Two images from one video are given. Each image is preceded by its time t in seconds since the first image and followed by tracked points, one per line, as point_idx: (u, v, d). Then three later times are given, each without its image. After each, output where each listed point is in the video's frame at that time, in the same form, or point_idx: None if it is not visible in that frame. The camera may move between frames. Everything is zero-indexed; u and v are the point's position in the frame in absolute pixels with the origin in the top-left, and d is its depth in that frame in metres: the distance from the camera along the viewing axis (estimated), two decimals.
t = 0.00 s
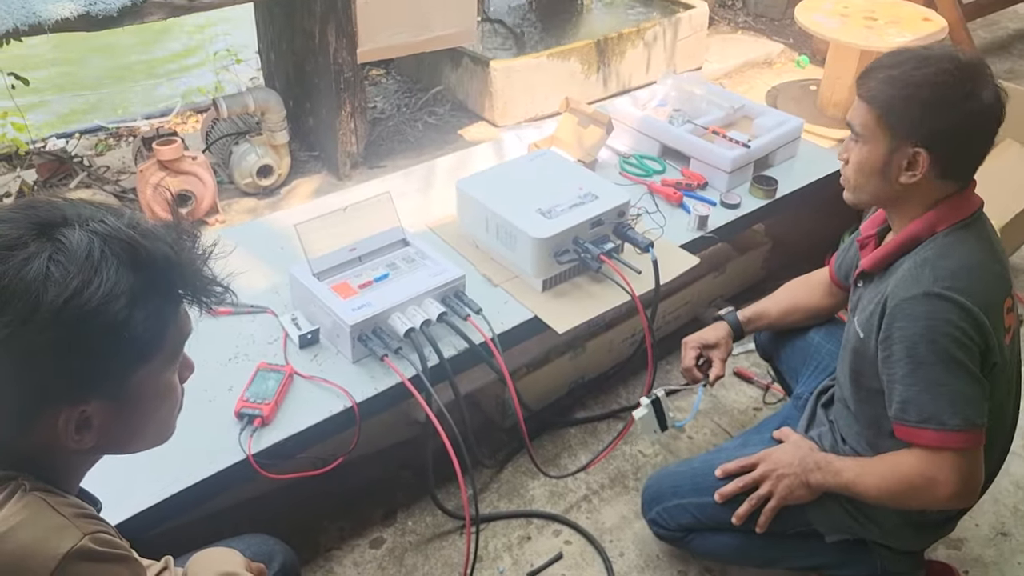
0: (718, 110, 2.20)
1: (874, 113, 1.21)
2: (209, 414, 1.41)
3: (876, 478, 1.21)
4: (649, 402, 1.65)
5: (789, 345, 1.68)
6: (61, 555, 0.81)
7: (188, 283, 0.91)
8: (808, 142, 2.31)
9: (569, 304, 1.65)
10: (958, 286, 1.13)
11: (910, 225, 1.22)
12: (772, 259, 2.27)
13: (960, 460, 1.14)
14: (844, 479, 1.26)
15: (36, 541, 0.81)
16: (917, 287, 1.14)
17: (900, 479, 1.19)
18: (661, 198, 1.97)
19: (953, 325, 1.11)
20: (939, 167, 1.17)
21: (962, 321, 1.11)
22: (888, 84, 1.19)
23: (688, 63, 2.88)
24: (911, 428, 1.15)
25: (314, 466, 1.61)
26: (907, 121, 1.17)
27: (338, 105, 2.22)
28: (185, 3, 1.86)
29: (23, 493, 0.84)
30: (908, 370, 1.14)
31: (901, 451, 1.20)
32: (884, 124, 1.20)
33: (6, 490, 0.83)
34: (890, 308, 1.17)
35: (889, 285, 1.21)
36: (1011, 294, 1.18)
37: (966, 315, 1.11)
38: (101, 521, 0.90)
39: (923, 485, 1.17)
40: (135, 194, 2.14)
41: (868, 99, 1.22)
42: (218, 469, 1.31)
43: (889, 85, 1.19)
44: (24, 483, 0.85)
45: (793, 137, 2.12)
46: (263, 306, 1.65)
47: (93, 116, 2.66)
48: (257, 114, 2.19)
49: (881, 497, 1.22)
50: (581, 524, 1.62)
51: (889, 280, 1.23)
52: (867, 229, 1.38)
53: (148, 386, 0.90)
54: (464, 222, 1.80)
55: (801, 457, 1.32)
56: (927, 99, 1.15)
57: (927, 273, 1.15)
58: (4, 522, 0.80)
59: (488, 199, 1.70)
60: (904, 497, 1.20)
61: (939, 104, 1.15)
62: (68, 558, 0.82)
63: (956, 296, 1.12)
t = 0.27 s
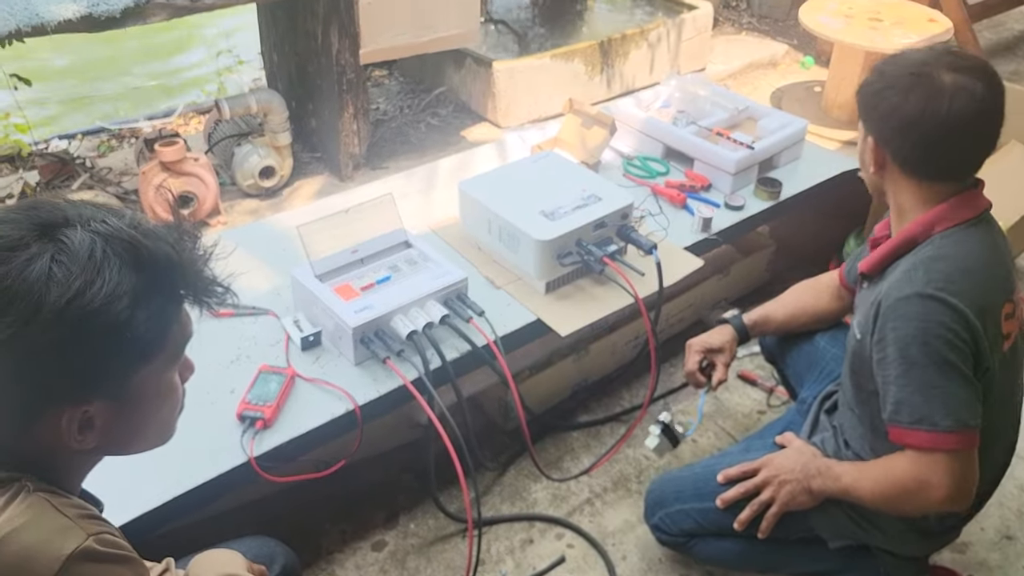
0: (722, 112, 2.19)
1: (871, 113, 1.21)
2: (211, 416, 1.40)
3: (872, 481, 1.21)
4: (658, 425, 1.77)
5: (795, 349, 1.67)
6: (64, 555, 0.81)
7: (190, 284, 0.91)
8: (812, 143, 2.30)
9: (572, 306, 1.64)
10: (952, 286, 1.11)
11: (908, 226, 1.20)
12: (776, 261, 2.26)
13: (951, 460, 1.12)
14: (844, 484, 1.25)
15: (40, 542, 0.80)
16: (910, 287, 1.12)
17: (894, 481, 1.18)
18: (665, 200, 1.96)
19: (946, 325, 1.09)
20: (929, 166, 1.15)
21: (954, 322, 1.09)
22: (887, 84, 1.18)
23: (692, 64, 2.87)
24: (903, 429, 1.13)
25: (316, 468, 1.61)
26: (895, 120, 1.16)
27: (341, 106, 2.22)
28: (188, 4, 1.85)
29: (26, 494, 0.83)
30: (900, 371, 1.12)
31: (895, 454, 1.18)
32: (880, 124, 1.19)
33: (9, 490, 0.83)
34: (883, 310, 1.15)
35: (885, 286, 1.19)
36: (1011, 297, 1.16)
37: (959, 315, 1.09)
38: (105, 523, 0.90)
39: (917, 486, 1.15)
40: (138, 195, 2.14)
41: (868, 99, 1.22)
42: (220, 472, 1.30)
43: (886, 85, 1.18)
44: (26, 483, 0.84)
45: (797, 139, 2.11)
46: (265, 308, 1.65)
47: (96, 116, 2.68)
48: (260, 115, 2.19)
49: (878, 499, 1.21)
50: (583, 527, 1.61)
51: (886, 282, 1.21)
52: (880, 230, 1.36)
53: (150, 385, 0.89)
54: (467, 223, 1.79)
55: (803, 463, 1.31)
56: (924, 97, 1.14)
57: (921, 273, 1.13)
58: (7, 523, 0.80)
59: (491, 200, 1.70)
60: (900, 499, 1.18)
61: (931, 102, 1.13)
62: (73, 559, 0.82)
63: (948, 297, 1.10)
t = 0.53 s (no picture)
0: (725, 114, 2.19)
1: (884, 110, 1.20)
2: (215, 418, 1.40)
3: (847, 471, 1.20)
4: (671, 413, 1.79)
5: (801, 352, 1.66)
6: (72, 553, 0.81)
7: (195, 285, 0.91)
8: (815, 146, 2.30)
9: (575, 309, 1.64)
10: (938, 278, 1.10)
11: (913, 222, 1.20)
12: (779, 264, 2.26)
13: (917, 445, 1.11)
14: (826, 480, 1.25)
15: (48, 540, 0.80)
16: (897, 276, 1.13)
17: (865, 469, 1.17)
18: (667, 203, 1.96)
19: (927, 313, 1.09)
20: (941, 161, 1.15)
21: (934, 310, 1.09)
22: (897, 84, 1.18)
23: (694, 67, 2.87)
24: (874, 413, 1.13)
25: (319, 471, 1.61)
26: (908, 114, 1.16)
27: (344, 109, 2.22)
28: (192, 7, 1.86)
29: (34, 492, 0.83)
30: (880, 356, 1.12)
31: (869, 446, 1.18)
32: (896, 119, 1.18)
33: (17, 488, 0.83)
34: (871, 298, 1.15)
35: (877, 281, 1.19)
36: (1007, 298, 1.14)
37: (944, 306, 1.09)
38: (113, 523, 0.90)
39: (885, 473, 1.15)
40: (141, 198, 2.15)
41: (881, 98, 1.22)
42: (222, 474, 1.30)
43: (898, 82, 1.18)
44: (33, 481, 0.84)
45: (800, 141, 2.11)
46: (268, 311, 1.65)
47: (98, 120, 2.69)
48: (263, 118, 2.19)
49: (852, 490, 1.20)
50: (585, 530, 1.61)
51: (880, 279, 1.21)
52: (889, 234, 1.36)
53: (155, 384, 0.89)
54: (469, 227, 1.80)
55: (795, 464, 1.30)
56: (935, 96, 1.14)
57: (909, 265, 1.13)
58: (15, 521, 0.80)
59: (493, 203, 1.70)
60: (872, 489, 1.17)
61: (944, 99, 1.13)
62: (80, 555, 0.82)
63: (932, 287, 1.10)
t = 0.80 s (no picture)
0: (727, 116, 2.19)
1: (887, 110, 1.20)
2: (218, 421, 1.40)
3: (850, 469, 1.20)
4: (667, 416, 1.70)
5: (803, 354, 1.66)
6: (71, 552, 0.81)
7: (201, 285, 0.91)
8: (817, 148, 2.30)
9: (577, 311, 1.64)
10: (942, 276, 1.10)
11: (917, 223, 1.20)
12: (781, 266, 2.26)
13: (924, 443, 1.10)
14: (829, 480, 1.24)
15: (47, 540, 0.80)
16: (902, 275, 1.12)
17: (868, 466, 1.16)
18: (669, 206, 1.96)
19: (933, 312, 1.09)
20: (947, 161, 1.15)
21: (937, 309, 1.09)
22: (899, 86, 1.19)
23: (696, 68, 2.86)
24: (881, 412, 1.12)
25: (320, 474, 1.61)
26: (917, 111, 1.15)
27: (345, 111, 2.22)
28: (194, 9, 1.86)
29: (35, 491, 0.83)
30: (882, 355, 1.11)
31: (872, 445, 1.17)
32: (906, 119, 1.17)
33: (18, 488, 0.83)
34: (875, 297, 1.15)
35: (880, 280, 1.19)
36: (1011, 298, 1.14)
37: (949, 305, 1.09)
38: (113, 525, 0.89)
39: (889, 473, 1.14)
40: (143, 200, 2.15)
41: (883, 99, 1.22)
42: (225, 477, 1.30)
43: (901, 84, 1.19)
44: (35, 481, 0.84)
45: (802, 143, 2.11)
46: (270, 313, 1.65)
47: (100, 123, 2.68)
48: (265, 120, 2.19)
49: (855, 489, 1.19)
50: (588, 532, 1.61)
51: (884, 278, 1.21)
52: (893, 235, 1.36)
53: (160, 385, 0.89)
54: (471, 229, 1.79)
55: (797, 466, 1.30)
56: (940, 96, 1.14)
57: (914, 263, 1.13)
58: (14, 521, 0.79)
59: (495, 206, 1.70)
60: (875, 488, 1.16)
61: (950, 97, 1.13)
62: (79, 556, 0.81)
63: (938, 286, 1.09)
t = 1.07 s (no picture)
0: (727, 119, 2.20)
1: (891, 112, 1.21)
2: (221, 423, 1.41)
3: (861, 471, 1.20)
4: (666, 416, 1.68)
5: (800, 356, 1.67)
6: (70, 557, 0.81)
7: (202, 287, 0.92)
8: (817, 151, 2.31)
9: (578, 313, 1.65)
10: (949, 277, 1.11)
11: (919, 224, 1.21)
12: (781, 268, 2.27)
13: (936, 443, 1.11)
14: (837, 484, 1.25)
15: (48, 543, 0.80)
16: (908, 276, 1.13)
17: (881, 468, 1.17)
18: (669, 208, 1.97)
19: (941, 312, 1.10)
20: (948, 164, 1.16)
21: (946, 310, 1.10)
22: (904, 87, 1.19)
23: (697, 71, 2.88)
24: (891, 414, 1.13)
25: (323, 475, 1.62)
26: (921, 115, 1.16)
27: (348, 115, 2.23)
28: (198, 14, 1.87)
29: (35, 496, 0.84)
30: (892, 357, 1.12)
31: (883, 448, 1.18)
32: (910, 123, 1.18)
33: (19, 492, 0.83)
34: (881, 299, 1.16)
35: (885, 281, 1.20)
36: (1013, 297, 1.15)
37: (956, 305, 1.10)
38: (114, 529, 0.89)
39: (902, 473, 1.14)
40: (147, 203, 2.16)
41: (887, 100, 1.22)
42: (228, 479, 1.31)
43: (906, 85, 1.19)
44: (36, 486, 0.85)
45: (801, 146, 2.12)
46: (273, 316, 1.66)
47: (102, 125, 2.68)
48: (268, 124, 2.21)
49: (868, 492, 1.19)
50: (589, 534, 1.62)
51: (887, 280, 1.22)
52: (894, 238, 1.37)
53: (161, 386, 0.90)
54: (473, 232, 1.81)
55: (801, 467, 1.31)
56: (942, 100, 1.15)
57: (920, 264, 1.14)
58: (15, 525, 0.80)
59: (497, 209, 1.71)
60: (887, 489, 1.17)
61: (953, 102, 1.14)
62: (79, 560, 0.81)
63: (945, 286, 1.10)
